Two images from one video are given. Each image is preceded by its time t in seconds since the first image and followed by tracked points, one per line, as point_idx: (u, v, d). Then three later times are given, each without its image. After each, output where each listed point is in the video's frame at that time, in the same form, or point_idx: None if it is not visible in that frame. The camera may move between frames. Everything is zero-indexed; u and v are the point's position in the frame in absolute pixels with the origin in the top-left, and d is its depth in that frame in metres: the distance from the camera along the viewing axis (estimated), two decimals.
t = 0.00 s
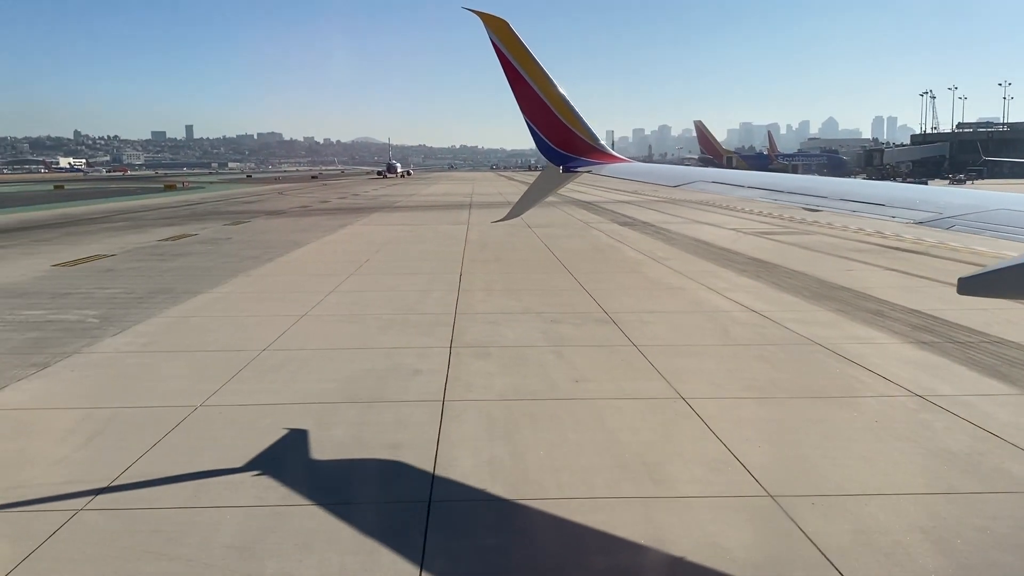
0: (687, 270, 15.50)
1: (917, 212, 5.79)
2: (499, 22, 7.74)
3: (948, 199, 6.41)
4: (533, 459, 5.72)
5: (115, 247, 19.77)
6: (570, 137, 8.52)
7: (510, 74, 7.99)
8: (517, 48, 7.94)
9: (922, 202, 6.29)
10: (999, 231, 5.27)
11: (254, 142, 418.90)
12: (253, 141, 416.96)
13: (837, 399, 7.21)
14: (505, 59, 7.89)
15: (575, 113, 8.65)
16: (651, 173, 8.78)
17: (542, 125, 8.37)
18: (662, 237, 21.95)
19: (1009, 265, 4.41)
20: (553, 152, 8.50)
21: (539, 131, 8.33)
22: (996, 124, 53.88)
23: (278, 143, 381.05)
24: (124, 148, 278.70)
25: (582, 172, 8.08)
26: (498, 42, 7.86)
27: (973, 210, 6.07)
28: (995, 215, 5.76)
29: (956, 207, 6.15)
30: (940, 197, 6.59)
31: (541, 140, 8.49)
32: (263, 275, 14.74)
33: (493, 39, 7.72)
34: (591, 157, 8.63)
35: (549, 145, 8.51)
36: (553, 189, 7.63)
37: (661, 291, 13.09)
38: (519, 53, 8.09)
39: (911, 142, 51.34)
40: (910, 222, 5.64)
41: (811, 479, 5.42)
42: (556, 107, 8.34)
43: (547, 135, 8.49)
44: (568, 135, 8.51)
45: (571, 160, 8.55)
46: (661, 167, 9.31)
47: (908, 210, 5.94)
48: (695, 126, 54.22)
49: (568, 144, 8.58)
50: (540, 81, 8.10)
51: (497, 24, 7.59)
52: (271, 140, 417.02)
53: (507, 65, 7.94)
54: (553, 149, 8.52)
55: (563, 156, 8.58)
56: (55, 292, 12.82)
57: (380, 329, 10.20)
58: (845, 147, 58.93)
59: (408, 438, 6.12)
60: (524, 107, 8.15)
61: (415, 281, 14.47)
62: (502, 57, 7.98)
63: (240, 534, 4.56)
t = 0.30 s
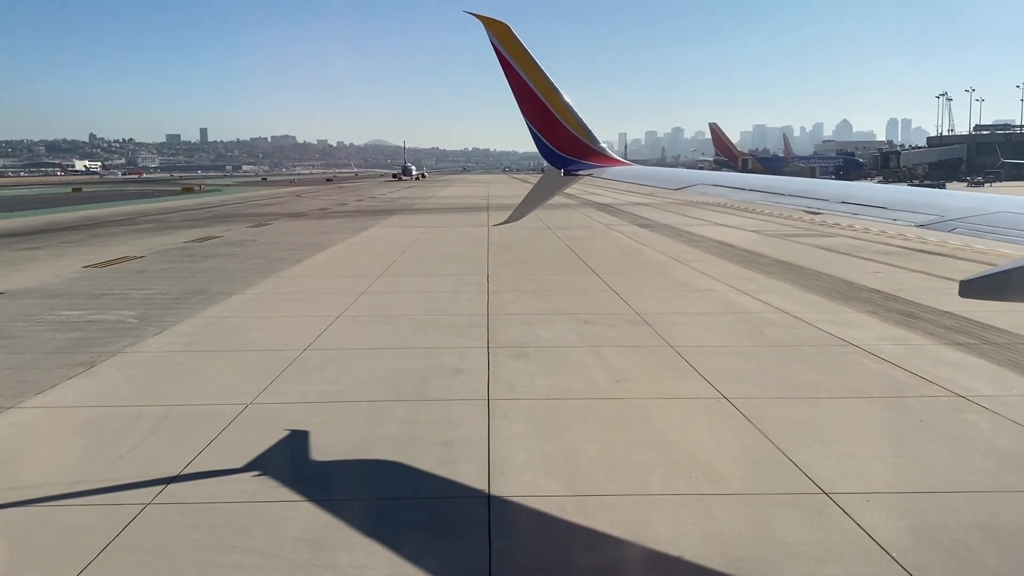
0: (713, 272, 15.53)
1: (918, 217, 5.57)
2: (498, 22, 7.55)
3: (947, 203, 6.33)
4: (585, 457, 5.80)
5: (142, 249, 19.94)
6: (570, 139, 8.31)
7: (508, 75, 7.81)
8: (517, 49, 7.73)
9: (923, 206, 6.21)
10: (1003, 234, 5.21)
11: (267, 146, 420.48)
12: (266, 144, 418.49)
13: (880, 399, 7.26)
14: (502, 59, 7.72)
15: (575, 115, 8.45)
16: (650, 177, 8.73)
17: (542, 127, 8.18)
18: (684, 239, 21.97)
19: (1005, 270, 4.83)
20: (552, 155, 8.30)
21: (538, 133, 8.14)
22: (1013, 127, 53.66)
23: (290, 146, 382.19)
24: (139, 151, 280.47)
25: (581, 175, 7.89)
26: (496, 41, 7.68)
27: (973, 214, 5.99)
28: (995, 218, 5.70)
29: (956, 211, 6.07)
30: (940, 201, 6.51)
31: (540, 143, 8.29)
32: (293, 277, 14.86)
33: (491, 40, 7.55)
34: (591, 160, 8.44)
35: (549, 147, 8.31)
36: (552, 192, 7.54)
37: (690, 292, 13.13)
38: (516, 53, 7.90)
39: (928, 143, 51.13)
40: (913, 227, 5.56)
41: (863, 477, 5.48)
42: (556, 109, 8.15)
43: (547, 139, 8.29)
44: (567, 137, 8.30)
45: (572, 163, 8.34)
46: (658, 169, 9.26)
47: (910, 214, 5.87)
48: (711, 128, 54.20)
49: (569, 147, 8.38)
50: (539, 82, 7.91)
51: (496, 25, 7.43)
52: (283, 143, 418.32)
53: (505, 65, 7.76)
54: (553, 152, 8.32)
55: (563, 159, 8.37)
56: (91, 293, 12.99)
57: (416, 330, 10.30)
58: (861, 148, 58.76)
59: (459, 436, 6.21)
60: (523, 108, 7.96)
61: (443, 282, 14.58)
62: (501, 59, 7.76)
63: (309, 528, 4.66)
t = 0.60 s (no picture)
0: (738, 275, 15.58)
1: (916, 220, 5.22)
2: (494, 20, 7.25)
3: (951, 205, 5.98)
4: (634, 457, 5.87)
5: (168, 253, 20.13)
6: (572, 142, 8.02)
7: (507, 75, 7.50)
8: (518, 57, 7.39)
9: (924, 208, 5.86)
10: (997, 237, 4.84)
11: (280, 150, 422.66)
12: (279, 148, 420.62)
13: (921, 401, 7.30)
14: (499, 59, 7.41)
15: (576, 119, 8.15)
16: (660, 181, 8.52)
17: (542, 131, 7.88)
18: (705, 243, 22.02)
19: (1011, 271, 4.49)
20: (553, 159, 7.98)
21: (538, 137, 7.83)
22: None
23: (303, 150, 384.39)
24: (153, 155, 282.30)
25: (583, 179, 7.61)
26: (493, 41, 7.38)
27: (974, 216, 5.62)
28: (997, 220, 5.32)
29: (957, 213, 5.70)
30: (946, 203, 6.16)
31: (540, 146, 7.98)
32: (321, 281, 14.98)
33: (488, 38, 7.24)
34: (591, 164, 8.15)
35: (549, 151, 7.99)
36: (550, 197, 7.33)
37: (717, 296, 13.19)
38: (514, 53, 7.61)
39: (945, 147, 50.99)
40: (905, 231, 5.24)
41: (914, 477, 5.53)
42: (555, 111, 7.84)
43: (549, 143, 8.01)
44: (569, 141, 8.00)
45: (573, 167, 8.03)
46: (676, 174, 9.05)
47: (908, 216, 5.52)
48: (726, 132, 54.18)
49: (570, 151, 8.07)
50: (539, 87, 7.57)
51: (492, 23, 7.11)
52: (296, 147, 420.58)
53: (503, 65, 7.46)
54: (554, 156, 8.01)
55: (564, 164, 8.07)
56: (125, 296, 13.16)
57: (450, 332, 10.39)
58: (877, 151, 58.61)
59: (508, 436, 6.28)
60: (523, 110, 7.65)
61: (470, 285, 14.67)
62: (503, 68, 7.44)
63: (373, 526, 4.75)
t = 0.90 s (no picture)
0: (762, 281, 15.63)
1: (919, 226, 5.19)
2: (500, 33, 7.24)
3: (952, 210, 5.92)
4: (681, 458, 5.94)
5: (193, 258, 20.33)
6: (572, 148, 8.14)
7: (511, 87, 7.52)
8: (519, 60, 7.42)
9: (925, 213, 5.82)
10: (995, 240, 4.79)
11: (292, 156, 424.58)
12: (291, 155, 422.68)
13: (961, 405, 7.34)
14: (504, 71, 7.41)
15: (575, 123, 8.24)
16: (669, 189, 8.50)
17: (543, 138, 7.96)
18: (725, 248, 22.08)
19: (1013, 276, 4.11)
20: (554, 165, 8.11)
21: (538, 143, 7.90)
22: None
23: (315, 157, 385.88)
24: (166, 162, 283.80)
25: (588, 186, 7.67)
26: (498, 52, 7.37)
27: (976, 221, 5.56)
28: (999, 224, 5.26)
29: (958, 219, 5.65)
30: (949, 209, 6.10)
31: (541, 152, 8.08)
32: (348, 286, 15.14)
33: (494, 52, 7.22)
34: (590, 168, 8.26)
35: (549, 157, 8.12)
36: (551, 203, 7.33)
37: (743, 301, 13.25)
38: (517, 61, 7.60)
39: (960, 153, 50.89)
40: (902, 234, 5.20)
41: (962, 479, 5.58)
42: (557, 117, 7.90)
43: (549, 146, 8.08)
44: (569, 147, 8.11)
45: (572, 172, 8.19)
46: (687, 182, 9.03)
47: (909, 222, 5.50)
48: (740, 138, 54.17)
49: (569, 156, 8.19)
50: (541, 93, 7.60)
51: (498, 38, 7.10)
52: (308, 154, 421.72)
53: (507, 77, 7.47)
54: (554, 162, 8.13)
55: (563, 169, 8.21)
56: (156, 301, 13.30)
57: (483, 336, 10.49)
58: (892, 157, 58.51)
59: (555, 438, 6.38)
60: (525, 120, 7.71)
61: (496, 290, 14.74)
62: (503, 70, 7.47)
63: (431, 526, 4.84)
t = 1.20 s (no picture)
0: (784, 289, 15.68)
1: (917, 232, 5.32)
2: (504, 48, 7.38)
3: (950, 218, 6.03)
4: (725, 464, 6.00)
5: (216, 267, 20.54)
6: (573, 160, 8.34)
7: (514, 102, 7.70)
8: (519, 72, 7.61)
9: (923, 221, 5.92)
10: (990, 247, 4.85)
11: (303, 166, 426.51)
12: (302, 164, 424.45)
13: (999, 412, 7.37)
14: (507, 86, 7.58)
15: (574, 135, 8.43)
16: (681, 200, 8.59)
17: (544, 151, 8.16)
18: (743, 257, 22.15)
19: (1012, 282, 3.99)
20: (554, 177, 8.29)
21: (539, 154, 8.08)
22: None
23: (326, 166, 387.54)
24: (178, 171, 285.57)
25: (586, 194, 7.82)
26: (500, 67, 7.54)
27: (973, 228, 5.66)
28: (996, 232, 5.31)
29: (956, 227, 5.75)
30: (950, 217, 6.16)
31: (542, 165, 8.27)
32: (373, 294, 15.27)
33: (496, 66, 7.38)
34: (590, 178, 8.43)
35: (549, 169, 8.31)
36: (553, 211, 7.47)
37: (768, 309, 13.31)
38: (517, 74, 7.78)
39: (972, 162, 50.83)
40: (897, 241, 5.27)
41: (1008, 484, 5.62)
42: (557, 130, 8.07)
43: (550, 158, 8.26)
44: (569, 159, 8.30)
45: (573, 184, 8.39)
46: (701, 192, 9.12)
47: (907, 229, 5.63)
48: (752, 148, 54.13)
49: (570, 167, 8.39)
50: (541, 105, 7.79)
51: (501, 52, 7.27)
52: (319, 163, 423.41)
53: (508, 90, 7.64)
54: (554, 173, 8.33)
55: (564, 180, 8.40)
56: (185, 309, 13.42)
57: (513, 343, 10.58)
58: (905, 167, 58.46)
59: (599, 443, 6.45)
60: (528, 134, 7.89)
61: (520, 298, 14.81)
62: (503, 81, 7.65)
63: (487, 528, 4.91)
